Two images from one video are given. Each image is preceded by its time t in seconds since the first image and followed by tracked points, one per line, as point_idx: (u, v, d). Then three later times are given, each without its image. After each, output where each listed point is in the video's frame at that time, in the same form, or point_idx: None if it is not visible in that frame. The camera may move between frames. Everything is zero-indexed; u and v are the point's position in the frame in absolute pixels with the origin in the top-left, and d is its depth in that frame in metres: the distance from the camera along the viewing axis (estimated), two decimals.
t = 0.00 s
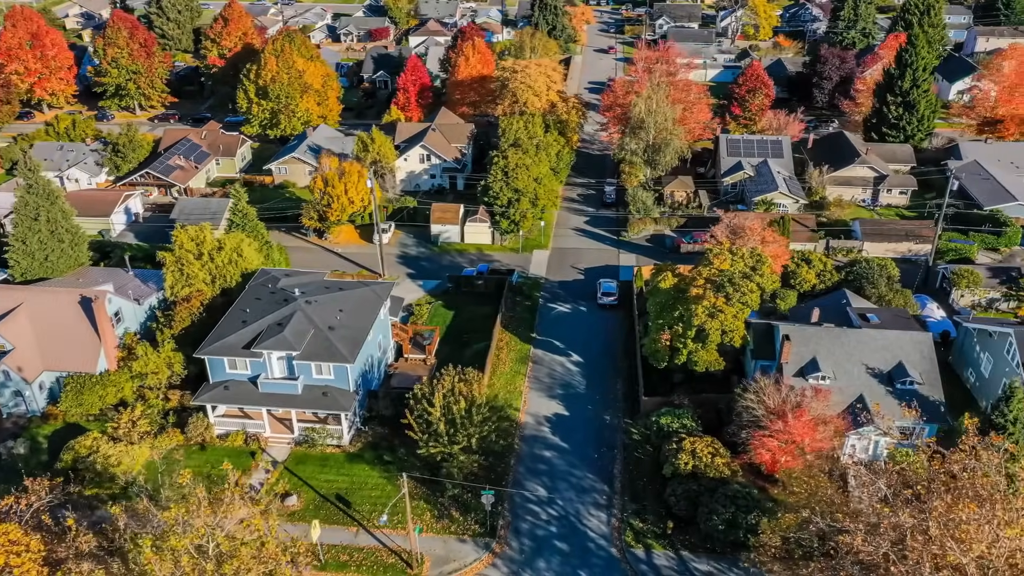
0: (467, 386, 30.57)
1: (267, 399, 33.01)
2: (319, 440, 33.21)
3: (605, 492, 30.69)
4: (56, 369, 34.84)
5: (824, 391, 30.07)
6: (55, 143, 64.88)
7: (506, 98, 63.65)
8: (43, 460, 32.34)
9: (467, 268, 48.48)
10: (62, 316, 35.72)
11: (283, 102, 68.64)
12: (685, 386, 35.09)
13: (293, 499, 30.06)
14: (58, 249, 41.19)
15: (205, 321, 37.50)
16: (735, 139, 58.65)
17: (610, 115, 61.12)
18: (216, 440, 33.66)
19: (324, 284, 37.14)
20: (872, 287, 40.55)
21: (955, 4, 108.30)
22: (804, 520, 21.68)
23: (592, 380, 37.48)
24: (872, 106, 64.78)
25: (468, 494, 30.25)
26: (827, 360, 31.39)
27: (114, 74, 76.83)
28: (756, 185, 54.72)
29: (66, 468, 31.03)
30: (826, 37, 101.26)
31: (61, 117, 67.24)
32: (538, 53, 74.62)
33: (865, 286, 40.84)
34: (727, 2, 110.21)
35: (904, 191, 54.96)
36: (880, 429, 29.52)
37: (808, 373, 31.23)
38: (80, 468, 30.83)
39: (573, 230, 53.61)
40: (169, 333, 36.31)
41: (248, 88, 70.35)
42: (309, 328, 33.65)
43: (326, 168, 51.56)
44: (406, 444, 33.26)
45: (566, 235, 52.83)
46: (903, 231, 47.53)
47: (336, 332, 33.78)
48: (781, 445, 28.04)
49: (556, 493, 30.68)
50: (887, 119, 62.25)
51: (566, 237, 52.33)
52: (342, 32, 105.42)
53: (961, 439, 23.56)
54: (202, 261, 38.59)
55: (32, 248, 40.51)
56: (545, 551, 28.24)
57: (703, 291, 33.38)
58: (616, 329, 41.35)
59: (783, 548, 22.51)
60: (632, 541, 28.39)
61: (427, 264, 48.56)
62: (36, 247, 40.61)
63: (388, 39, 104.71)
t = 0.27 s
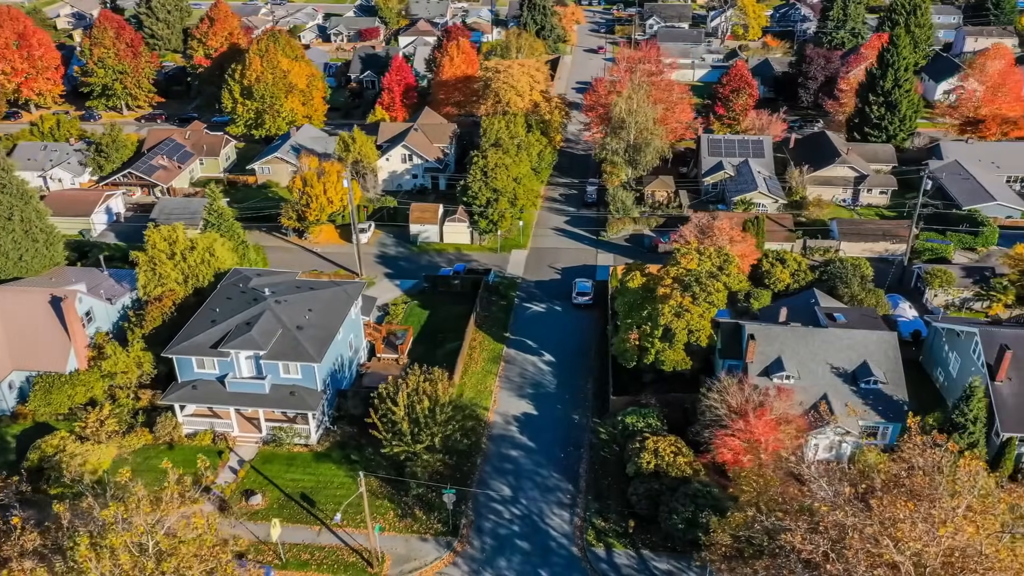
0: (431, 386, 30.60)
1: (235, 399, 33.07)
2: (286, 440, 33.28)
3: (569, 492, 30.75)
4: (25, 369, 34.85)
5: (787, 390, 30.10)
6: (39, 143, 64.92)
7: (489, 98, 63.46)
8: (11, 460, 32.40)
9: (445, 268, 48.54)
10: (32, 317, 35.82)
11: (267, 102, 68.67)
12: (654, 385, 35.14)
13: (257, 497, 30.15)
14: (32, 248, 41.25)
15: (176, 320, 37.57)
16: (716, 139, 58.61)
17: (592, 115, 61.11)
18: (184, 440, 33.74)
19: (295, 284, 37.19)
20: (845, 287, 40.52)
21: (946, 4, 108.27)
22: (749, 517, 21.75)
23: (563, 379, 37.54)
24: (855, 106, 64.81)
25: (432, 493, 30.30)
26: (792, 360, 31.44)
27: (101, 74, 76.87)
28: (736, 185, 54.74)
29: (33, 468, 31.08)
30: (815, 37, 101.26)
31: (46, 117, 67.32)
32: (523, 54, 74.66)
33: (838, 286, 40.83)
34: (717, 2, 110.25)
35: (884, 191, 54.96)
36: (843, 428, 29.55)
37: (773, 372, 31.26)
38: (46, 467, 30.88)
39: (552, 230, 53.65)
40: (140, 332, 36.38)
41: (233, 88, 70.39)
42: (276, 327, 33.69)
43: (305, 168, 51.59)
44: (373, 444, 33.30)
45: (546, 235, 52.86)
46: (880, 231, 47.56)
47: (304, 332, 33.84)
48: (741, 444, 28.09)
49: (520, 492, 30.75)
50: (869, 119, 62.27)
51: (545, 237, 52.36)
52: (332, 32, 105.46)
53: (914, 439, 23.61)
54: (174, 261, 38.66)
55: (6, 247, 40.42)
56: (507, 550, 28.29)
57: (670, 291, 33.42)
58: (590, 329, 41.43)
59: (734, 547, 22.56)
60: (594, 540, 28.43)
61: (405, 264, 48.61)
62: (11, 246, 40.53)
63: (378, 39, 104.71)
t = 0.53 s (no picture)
0: (401, 386, 30.65)
1: (207, 398, 33.12)
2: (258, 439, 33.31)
3: (538, 491, 30.81)
4: None
5: (756, 390, 30.15)
6: (25, 143, 64.94)
7: (474, 98, 63.24)
8: None
9: (425, 268, 48.58)
10: (6, 317, 35.97)
11: (254, 102, 68.70)
12: (627, 385, 35.18)
13: (226, 496, 30.21)
14: (12, 249, 41.39)
15: (152, 320, 37.63)
16: (700, 139, 58.66)
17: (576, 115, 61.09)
18: (157, 439, 33.77)
19: (270, 284, 37.25)
20: (821, 287, 40.57)
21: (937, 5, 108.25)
22: (703, 516, 21.84)
23: (537, 379, 37.61)
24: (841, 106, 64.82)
25: (401, 493, 30.35)
26: (761, 360, 31.48)
27: (89, 74, 76.89)
28: (719, 185, 54.76)
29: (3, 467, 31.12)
30: (806, 37, 101.21)
31: (32, 117, 67.36)
32: (511, 54, 74.67)
33: (815, 286, 40.86)
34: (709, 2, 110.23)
35: (866, 191, 55.02)
36: (810, 428, 29.58)
37: (742, 372, 31.30)
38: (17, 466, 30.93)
39: (535, 230, 53.70)
40: (115, 332, 36.45)
41: (220, 88, 70.41)
42: (249, 327, 33.75)
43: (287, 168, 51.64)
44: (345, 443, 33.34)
45: (528, 235, 52.90)
46: (860, 231, 47.63)
47: (276, 331, 33.89)
48: (707, 444, 28.13)
49: (489, 492, 30.80)
50: (854, 119, 62.29)
51: (527, 237, 52.40)
52: (324, 32, 105.46)
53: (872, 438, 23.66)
54: (151, 260, 38.71)
55: None
56: (473, 549, 28.34)
57: (642, 291, 33.47)
58: (567, 328, 41.51)
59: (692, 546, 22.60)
60: (560, 539, 28.47)
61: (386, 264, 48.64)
62: None
63: (369, 39, 104.70)
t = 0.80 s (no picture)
0: (370, 386, 30.69)
1: (179, 398, 33.17)
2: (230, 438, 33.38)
3: (507, 490, 30.87)
4: None
5: (724, 390, 30.19)
6: (11, 142, 64.90)
7: (460, 98, 63.20)
8: None
9: (406, 268, 48.62)
10: None
11: (240, 102, 68.73)
12: (600, 385, 35.24)
13: (196, 496, 30.28)
14: None
15: (128, 320, 37.67)
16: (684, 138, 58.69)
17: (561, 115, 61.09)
18: (129, 439, 33.81)
19: (244, 283, 37.31)
20: (798, 287, 40.60)
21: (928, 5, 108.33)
22: (658, 515, 21.92)
23: (512, 378, 37.66)
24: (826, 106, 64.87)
25: (370, 492, 30.41)
26: (731, 360, 31.52)
27: (77, 74, 76.89)
28: (702, 184, 54.80)
29: None
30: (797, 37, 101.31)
31: (19, 117, 67.37)
32: (498, 54, 74.68)
33: (792, 286, 40.91)
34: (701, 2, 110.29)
35: (849, 191, 55.09)
36: (778, 427, 29.63)
37: (711, 372, 31.35)
38: None
39: (517, 230, 53.74)
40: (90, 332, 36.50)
41: (207, 88, 70.42)
42: (221, 327, 33.80)
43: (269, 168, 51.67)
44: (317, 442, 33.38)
45: (510, 235, 52.95)
46: (840, 231, 47.70)
47: (249, 331, 33.95)
48: (673, 444, 28.19)
49: (458, 491, 30.85)
50: (839, 119, 62.32)
51: (509, 237, 52.45)
52: (315, 32, 105.49)
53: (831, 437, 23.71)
54: (128, 260, 38.70)
55: None
56: (440, 548, 28.41)
57: (613, 290, 33.52)
58: (544, 328, 41.58)
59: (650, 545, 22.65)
60: (527, 538, 28.52)
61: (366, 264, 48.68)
62: None
63: (361, 39, 104.71)
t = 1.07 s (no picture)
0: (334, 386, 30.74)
1: (146, 397, 33.24)
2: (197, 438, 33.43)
3: (471, 490, 30.93)
4: None
5: (687, 389, 30.24)
6: None
7: (443, 98, 63.10)
8: None
9: (383, 267, 48.68)
10: None
11: (225, 102, 68.78)
12: (568, 384, 35.29)
13: (160, 495, 30.35)
14: None
15: (99, 319, 37.75)
16: (665, 138, 58.73)
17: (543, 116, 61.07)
18: (97, 438, 33.89)
19: (215, 283, 37.37)
20: (771, 287, 40.64)
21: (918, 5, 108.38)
22: (606, 514, 22.00)
23: (482, 378, 37.72)
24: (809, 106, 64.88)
25: (334, 491, 30.48)
26: (695, 360, 31.57)
27: (63, 74, 76.95)
28: (681, 185, 54.87)
29: None
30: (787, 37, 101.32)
31: (3, 117, 67.44)
32: (483, 54, 74.70)
33: (765, 286, 40.97)
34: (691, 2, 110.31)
35: (829, 191, 55.20)
36: (740, 427, 29.68)
37: (675, 371, 31.39)
38: None
39: (496, 229, 53.80)
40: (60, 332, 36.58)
41: (191, 88, 70.41)
42: (189, 326, 33.86)
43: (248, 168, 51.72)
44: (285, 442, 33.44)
45: (489, 235, 53.01)
46: (816, 231, 47.74)
47: (217, 331, 34.01)
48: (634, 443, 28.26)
49: (422, 490, 30.91)
50: (821, 120, 62.36)
51: (487, 237, 52.52)
52: (305, 32, 105.55)
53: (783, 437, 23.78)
54: (99, 260, 38.81)
55: None
56: (401, 547, 28.48)
57: (580, 290, 33.56)
58: (517, 328, 41.64)
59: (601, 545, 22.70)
60: (488, 537, 28.59)
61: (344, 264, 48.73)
62: None
63: (350, 39, 104.80)
